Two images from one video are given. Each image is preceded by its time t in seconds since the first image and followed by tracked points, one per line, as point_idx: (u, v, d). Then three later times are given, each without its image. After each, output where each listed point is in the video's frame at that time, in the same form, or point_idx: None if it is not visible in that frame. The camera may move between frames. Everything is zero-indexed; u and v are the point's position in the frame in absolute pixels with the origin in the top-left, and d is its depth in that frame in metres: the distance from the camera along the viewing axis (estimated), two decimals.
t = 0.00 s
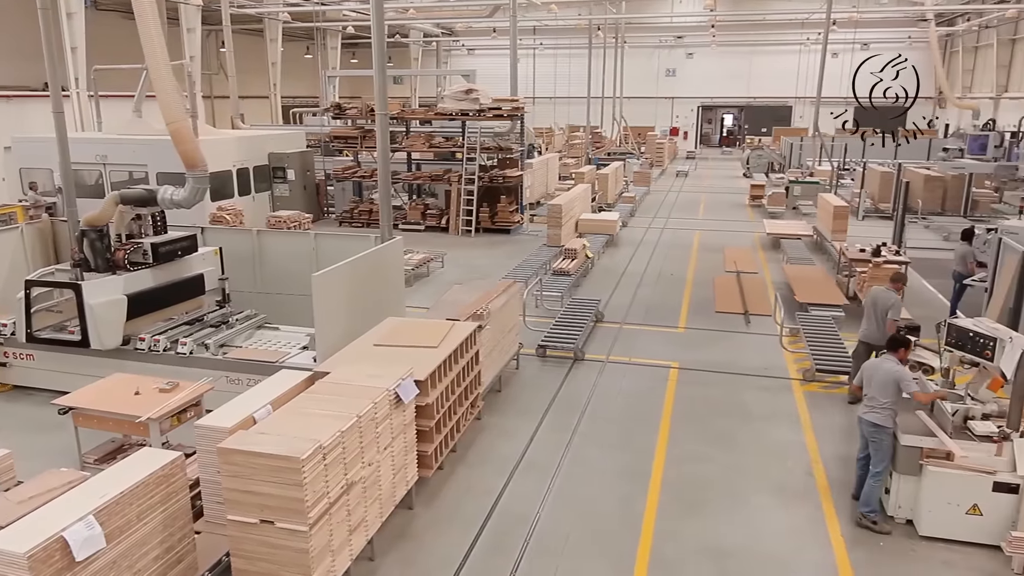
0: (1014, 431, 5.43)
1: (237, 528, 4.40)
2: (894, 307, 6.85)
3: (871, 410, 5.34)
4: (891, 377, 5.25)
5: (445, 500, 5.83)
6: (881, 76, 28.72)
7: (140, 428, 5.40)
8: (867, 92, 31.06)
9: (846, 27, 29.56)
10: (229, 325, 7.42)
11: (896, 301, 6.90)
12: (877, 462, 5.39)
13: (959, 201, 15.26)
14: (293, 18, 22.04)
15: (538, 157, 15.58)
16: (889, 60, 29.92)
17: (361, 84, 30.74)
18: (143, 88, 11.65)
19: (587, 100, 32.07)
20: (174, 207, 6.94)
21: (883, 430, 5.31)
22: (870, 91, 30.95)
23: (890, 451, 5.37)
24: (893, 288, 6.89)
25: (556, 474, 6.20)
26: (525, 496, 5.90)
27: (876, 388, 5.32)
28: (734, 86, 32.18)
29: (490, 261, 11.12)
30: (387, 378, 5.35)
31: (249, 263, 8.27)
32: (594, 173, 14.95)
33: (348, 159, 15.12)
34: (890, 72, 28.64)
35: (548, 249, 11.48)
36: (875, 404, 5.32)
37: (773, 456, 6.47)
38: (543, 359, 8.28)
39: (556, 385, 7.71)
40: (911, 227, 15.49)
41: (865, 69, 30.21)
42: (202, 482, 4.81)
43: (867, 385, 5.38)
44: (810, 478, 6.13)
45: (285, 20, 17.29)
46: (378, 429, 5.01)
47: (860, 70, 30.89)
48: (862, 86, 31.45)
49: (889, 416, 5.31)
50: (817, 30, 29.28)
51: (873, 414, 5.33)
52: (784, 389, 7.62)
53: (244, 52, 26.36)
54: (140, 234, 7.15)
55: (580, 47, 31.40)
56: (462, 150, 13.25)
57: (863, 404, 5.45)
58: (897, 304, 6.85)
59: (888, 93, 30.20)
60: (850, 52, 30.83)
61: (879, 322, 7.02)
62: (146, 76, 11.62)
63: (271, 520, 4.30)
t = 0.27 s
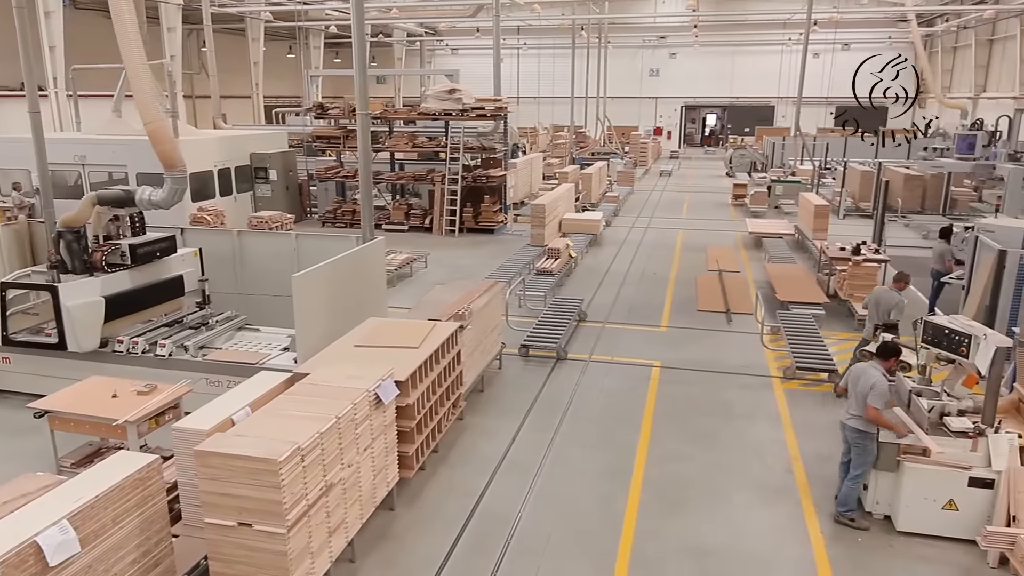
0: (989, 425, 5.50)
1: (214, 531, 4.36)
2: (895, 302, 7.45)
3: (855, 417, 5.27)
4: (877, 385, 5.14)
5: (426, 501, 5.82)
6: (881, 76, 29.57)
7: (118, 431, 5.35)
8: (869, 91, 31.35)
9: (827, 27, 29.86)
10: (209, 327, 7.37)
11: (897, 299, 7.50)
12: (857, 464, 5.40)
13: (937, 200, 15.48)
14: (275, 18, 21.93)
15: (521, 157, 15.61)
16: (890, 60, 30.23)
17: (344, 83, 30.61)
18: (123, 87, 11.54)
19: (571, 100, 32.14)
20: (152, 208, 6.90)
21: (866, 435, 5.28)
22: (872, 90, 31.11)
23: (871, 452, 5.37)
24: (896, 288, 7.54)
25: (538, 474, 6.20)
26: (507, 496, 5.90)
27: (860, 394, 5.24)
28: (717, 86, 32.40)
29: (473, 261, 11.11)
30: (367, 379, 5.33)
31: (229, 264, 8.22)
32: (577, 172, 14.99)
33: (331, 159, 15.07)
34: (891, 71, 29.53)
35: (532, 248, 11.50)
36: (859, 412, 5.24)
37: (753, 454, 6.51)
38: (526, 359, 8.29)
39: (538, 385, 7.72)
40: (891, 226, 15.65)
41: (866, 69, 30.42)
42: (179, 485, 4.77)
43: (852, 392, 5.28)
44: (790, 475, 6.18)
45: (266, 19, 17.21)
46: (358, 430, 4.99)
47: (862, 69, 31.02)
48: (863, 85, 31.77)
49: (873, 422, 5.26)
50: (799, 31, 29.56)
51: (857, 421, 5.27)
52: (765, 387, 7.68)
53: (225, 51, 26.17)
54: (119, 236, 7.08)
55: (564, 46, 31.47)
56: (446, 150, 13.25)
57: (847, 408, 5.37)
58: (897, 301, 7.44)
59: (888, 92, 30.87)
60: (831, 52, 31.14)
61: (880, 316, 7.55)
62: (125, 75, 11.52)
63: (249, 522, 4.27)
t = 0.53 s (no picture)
0: (968, 421, 5.51)
1: (194, 534, 4.33)
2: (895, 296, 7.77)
3: (839, 419, 5.30)
4: (863, 389, 5.15)
5: (410, 502, 5.81)
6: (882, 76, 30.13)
7: (97, 434, 5.30)
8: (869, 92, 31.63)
9: (811, 27, 30.08)
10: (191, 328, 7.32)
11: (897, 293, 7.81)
12: (840, 463, 5.42)
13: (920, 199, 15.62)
14: (259, 17, 21.81)
15: (508, 156, 15.61)
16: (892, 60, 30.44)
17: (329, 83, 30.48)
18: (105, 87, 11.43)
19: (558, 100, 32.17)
20: (133, 208, 6.87)
21: (850, 436, 5.31)
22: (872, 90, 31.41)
23: (854, 451, 5.39)
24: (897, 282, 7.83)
25: (522, 474, 6.20)
26: (492, 496, 5.90)
27: (846, 396, 5.25)
28: (703, 85, 32.55)
29: (458, 261, 11.10)
30: (350, 380, 5.32)
31: (212, 265, 8.18)
32: (563, 172, 15.01)
33: (316, 159, 15.01)
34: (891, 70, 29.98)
35: (517, 248, 11.50)
36: (844, 414, 5.27)
37: (736, 452, 6.54)
38: (511, 359, 8.29)
39: (523, 384, 7.72)
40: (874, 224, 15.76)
41: (867, 68, 30.79)
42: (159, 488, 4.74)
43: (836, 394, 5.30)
44: (773, 472, 6.22)
45: (250, 18, 17.12)
46: (340, 432, 4.98)
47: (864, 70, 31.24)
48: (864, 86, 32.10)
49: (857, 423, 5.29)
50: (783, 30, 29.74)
51: (841, 421, 5.30)
52: (748, 385, 7.72)
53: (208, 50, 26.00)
54: (99, 237, 7.12)
55: (550, 46, 31.51)
56: (432, 150, 13.23)
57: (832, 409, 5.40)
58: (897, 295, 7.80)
59: (890, 92, 31.36)
60: (815, 52, 31.32)
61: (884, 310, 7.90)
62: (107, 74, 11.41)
63: (230, 525, 4.24)
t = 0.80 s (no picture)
0: (943, 417, 5.61)
1: (170, 537, 4.30)
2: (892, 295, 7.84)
3: (818, 416, 5.36)
4: (843, 388, 5.20)
5: (390, 503, 5.80)
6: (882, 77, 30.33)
7: (73, 437, 5.24)
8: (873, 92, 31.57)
9: (792, 27, 30.31)
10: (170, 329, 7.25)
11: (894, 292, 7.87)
12: (818, 460, 5.46)
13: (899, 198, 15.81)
14: (240, 16, 21.65)
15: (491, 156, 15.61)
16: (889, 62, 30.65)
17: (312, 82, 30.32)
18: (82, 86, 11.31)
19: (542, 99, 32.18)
20: (109, 208, 6.82)
21: (829, 433, 5.36)
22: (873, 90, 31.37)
23: (833, 449, 5.44)
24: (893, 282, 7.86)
25: (503, 474, 6.21)
26: (473, 496, 5.89)
27: (826, 395, 5.29)
28: (686, 85, 32.72)
29: (440, 261, 11.09)
30: (328, 381, 5.30)
31: (191, 265, 8.12)
32: (547, 171, 15.03)
33: (297, 158, 14.93)
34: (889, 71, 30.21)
35: (500, 248, 11.50)
36: (823, 413, 5.32)
37: (716, 449, 6.59)
38: (493, 358, 8.30)
39: (505, 384, 7.73)
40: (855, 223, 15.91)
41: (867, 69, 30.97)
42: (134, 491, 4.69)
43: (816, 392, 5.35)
44: (753, 470, 6.27)
45: (231, 17, 17.01)
46: (318, 433, 4.96)
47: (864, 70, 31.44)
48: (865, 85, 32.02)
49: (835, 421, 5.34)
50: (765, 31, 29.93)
51: (820, 419, 5.36)
52: (729, 383, 7.78)
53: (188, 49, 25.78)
54: (75, 238, 6.97)
55: (533, 46, 31.54)
56: (414, 149, 13.20)
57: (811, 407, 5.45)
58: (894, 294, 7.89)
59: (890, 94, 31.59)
60: (796, 52, 31.55)
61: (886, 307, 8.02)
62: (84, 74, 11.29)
63: (206, 528, 4.21)
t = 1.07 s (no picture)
0: (918, 414, 5.66)
1: (144, 541, 4.26)
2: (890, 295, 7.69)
3: (795, 412, 5.40)
4: (822, 384, 5.25)
5: (370, 505, 5.78)
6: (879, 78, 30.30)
7: (47, 442, 5.16)
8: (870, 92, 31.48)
9: (773, 26, 30.52)
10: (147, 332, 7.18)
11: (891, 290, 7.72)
12: (795, 457, 5.51)
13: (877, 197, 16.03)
14: (221, 15, 21.51)
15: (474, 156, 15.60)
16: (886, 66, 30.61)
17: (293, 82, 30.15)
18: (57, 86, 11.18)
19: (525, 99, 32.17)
20: (84, 210, 6.79)
21: (806, 430, 5.40)
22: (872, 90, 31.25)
23: (810, 445, 5.49)
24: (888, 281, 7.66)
25: (484, 473, 6.21)
26: (454, 496, 5.89)
27: (804, 391, 5.34)
28: (668, 86, 32.87)
29: (422, 261, 11.08)
30: (306, 382, 5.27)
31: (169, 267, 8.05)
32: (530, 171, 15.03)
33: (278, 159, 14.86)
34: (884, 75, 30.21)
35: (483, 248, 11.49)
36: (800, 408, 5.36)
37: (696, 447, 6.63)
38: (475, 359, 8.29)
39: (486, 384, 7.72)
40: (834, 221, 16.06)
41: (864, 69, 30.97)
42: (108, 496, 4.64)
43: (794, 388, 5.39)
44: (732, 467, 6.31)
45: (211, 17, 16.89)
46: (296, 435, 4.93)
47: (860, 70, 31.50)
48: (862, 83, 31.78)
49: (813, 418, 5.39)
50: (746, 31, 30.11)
51: (797, 415, 5.40)
52: (709, 381, 7.82)
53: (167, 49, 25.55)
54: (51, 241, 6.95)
55: (515, 46, 31.57)
56: (396, 149, 13.16)
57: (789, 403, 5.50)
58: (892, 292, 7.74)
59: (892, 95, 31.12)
60: (777, 52, 31.79)
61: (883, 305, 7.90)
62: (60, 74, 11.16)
63: (181, 532, 4.18)
